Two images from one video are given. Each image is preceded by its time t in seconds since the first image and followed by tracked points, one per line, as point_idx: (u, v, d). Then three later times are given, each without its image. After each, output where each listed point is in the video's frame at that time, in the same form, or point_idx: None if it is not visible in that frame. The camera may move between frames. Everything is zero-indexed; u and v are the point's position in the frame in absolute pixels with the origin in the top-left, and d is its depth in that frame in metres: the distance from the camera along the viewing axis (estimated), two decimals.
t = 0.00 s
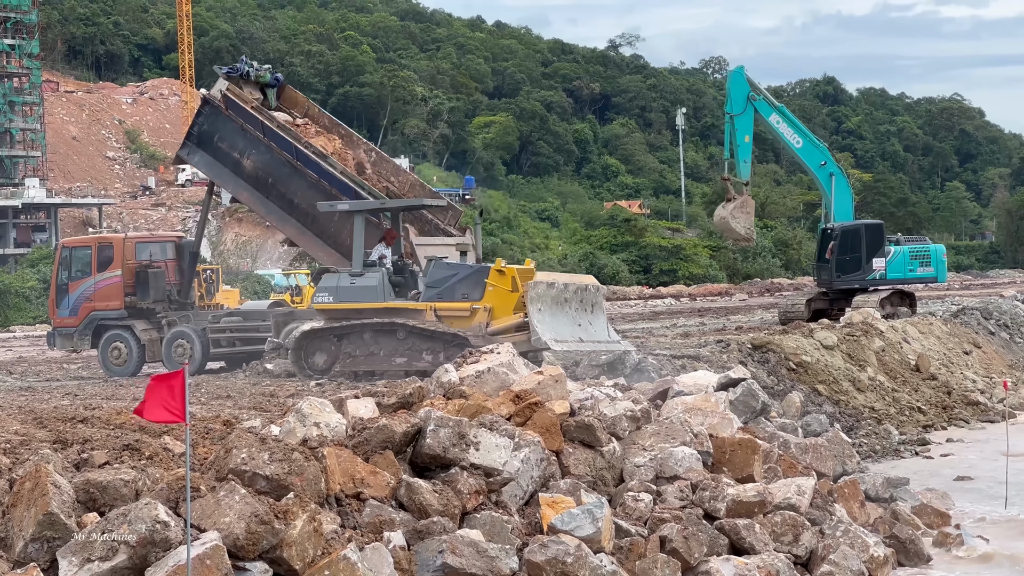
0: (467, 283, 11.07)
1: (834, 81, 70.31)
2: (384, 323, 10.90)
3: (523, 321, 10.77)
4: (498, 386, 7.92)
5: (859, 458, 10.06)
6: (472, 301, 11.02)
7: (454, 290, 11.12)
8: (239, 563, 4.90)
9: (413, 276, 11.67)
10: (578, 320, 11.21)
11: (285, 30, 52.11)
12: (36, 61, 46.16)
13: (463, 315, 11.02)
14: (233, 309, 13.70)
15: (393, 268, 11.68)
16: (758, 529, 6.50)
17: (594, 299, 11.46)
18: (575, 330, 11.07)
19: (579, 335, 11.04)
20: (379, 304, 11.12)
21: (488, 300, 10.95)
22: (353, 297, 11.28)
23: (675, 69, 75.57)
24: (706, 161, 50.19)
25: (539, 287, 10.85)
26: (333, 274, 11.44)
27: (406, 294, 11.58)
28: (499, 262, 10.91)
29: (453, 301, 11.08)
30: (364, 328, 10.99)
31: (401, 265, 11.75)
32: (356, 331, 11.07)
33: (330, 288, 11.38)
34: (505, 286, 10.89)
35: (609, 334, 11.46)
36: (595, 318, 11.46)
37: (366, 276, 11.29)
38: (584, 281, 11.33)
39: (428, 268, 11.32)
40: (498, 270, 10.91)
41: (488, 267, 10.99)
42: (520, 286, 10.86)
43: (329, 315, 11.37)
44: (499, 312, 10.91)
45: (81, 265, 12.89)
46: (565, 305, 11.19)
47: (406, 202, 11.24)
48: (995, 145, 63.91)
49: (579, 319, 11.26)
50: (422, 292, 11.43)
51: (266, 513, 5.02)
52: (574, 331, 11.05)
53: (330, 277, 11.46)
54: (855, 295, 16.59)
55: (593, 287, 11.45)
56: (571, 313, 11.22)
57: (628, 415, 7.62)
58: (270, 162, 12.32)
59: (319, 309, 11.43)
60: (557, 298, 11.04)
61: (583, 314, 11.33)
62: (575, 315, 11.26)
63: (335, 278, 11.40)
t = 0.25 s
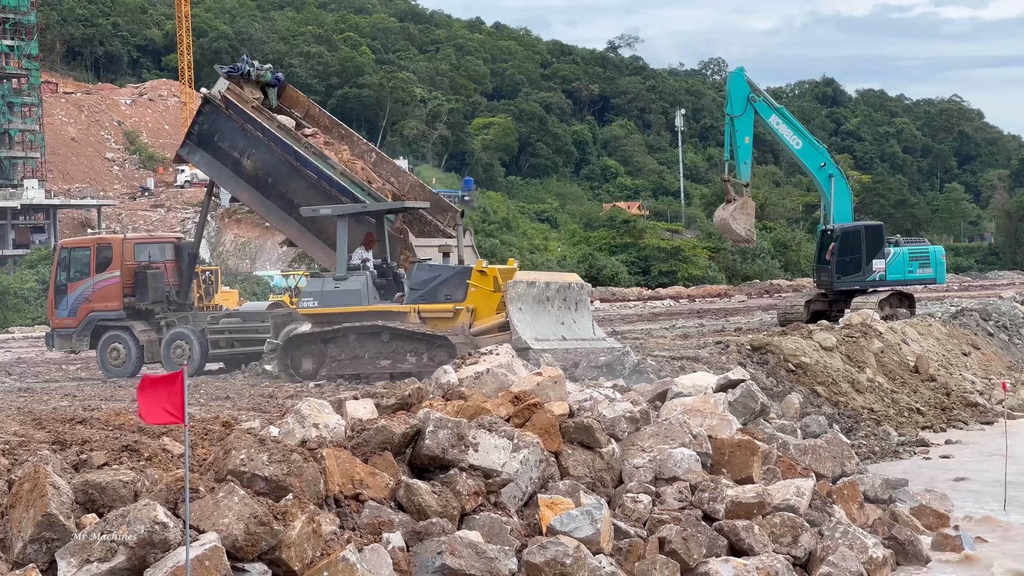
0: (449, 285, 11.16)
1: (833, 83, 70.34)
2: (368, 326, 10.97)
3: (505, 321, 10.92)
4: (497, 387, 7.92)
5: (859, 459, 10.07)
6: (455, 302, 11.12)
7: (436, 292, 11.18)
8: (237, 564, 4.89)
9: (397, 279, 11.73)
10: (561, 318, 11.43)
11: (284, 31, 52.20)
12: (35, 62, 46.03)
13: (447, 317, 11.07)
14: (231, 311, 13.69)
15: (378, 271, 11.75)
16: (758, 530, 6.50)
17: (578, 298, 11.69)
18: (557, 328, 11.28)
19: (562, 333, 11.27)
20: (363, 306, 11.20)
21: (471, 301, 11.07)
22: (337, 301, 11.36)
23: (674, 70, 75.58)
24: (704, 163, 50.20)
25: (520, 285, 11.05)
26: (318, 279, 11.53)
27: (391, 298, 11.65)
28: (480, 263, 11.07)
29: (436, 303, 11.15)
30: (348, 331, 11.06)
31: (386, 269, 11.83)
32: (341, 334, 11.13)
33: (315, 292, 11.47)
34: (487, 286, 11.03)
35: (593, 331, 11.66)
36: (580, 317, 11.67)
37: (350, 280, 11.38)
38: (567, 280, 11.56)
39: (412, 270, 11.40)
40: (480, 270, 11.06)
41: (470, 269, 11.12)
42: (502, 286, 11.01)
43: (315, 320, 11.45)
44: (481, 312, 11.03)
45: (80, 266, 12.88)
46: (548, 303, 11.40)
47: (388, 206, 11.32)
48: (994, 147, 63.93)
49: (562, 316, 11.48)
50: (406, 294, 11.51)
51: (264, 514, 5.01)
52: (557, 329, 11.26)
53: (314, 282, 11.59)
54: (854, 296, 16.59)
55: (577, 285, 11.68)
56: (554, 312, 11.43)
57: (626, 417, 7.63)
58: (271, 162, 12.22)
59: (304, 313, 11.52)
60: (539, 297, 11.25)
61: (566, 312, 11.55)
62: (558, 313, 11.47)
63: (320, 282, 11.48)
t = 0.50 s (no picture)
0: (437, 286, 11.13)
1: (831, 83, 70.39)
2: (356, 327, 10.85)
3: (492, 323, 10.95)
4: (496, 388, 7.92)
5: (857, 460, 10.08)
6: (443, 304, 11.11)
7: (424, 293, 11.15)
8: (236, 564, 4.89)
9: (385, 281, 11.62)
10: (548, 320, 11.45)
11: (283, 32, 52.35)
12: (33, 63, 45.94)
13: (434, 318, 11.07)
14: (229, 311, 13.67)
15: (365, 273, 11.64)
16: (756, 530, 6.49)
17: (565, 300, 11.73)
18: (544, 330, 11.30)
19: (549, 335, 11.27)
20: (351, 308, 11.10)
21: (458, 303, 11.07)
22: (325, 302, 11.24)
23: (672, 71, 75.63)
24: (703, 163, 50.22)
25: (507, 287, 11.07)
26: (305, 280, 11.38)
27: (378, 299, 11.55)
28: (468, 265, 11.09)
29: (424, 305, 11.11)
30: (336, 332, 10.92)
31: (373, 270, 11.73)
32: (328, 336, 10.97)
33: (302, 293, 11.32)
34: (475, 288, 11.03)
35: (580, 333, 11.70)
36: (567, 319, 11.70)
37: (338, 282, 11.26)
38: (554, 282, 11.60)
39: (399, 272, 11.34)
40: (467, 272, 11.07)
41: (458, 271, 11.12)
42: (489, 288, 11.03)
43: (302, 320, 11.29)
44: (469, 314, 11.05)
45: (78, 266, 12.88)
46: (535, 305, 11.42)
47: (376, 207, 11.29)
48: (993, 148, 63.95)
49: (549, 318, 11.49)
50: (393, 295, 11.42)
51: (264, 515, 5.01)
52: (543, 331, 11.29)
53: (302, 283, 11.41)
54: (853, 296, 16.60)
55: (564, 287, 11.71)
56: (541, 314, 11.45)
57: (625, 417, 7.64)
58: (270, 162, 12.17)
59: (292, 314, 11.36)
60: (525, 299, 11.27)
61: (553, 314, 11.57)
62: (545, 315, 11.49)
63: (307, 283, 11.34)
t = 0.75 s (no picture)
0: (422, 288, 11.07)
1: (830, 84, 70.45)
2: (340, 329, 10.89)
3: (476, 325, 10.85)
4: (494, 389, 7.92)
5: (856, 461, 10.09)
6: (427, 305, 11.03)
7: (408, 295, 11.09)
8: (234, 565, 4.88)
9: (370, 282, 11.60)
10: (532, 322, 11.39)
11: (282, 33, 52.50)
12: (33, 63, 45.88)
13: (418, 320, 11.00)
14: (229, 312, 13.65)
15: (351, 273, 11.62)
16: (755, 532, 6.49)
17: (549, 302, 11.69)
18: (528, 332, 11.23)
19: (532, 337, 11.19)
20: (336, 310, 11.09)
21: (442, 305, 10.99)
22: (309, 303, 11.23)
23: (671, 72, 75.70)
24: (702, 164, 50.27)
25: (491, 289, 10.99)
26: (290, 281, 11.39)
27: (364, 299, 11.54)
28: (452, 267, 11.01)
29: (408, 306, 11.06)
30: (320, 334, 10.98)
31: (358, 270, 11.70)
32: (314, 337, 11.06)
33: (288, 294, 11.32)
34: (459, 290, 10.96)
35: (563, 336, 11.67)
36: (550, 321, 11.65)
37: (323, 282, 11.24)
38: (538, 284, 11.56)
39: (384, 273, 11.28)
40: (451, 274, 10.99)
41: (442, 273, 11.05)
42: (473, 290, 10.95)
43: (287, 321, 11.32)
44: (452, 315, 10.95)
45: (77, 266, 12.88)
46: (519, 307, 11.35)
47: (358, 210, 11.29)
48: (992, 149, 63.99)
49: (532, 320, 11.42)
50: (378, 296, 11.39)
51: (263, 515, 5.02)
52: (527, 333, 11.21)
53: (287, 283, 11.42)
54: (851, 297, 16.61)
55: (547, 289, 11.67)
56: (524, 316, 11.38)
57: (624, 418, 7.64)
58: (270, 162, 12.06)
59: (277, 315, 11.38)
60: (509, 301, 11.20)
61: (536, 316, 11.50)
62: (528, 317, 11.42)
63: (292, 284, 11.34)
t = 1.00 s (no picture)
0: (407, 290, 10.98)
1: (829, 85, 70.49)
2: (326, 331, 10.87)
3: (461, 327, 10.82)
4: (494, 390, 7.91)
5: (855, 461, 10.09)
6: (412, 308, 10.97)
7: (394, 297, 10.99)
8: (233, 566, 4.88)
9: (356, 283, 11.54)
10: (517, 325, 11.05)
11: (281, 34, 52.63)
12: (32, 64, 45.88)
13: (404, 322, 10.94)
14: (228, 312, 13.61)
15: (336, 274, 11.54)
16: (754, 532, 6.49)
17: (535, 305, 11.28)
18: (512, 336, 10.92)
19: (517, 340, 10.88)
20: (321, 312, 11.04)
21: (428, 307, 10.94)
22: (295, 304, 11.19)
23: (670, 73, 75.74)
24: (701, 165, 50.30)
25: (473, 293, 10.71)
26: (276, 282, 11.33)
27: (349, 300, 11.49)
28: (438, 269, 10.94)
29: (394, 308, 10.98)
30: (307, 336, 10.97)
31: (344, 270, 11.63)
32: (299, 338, 11.05)
33: (274, 295, 11.27)
34: (445, 293, 10.92)
35: (551, 339, 11.29)
36: (537, 324, 11.28)
37: (309, 284, 11.16)
38: (524, 286, 11.17)
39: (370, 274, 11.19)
40: (438, 277, 10.94)
41: (428, 275, 10.99)
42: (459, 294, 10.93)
43: (273, 322, 11.29)
44: (438, 318, 10.92)
45: (76, 266, 12.88)
46: (503, 310, 11.02)
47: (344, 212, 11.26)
48: (991, 150, 64.02)
49: (518, 323, 11.09)
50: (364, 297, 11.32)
51: (261, 516, 5.01)
52: (511, 337, 10.91)
53: (273, 284, 11.36)
54: (851, 298, 16.61)
55: (535, 292, 11.27)
56: (509, 319, 11.05)
57: (623, 419, 7.64)
58: (270, 162, 12.02)
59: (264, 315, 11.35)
60: (492, 304, 10.89)
61: (522, 319, 11.14)
62: (513, 321, 11.08)
63: (279, 286, 11.28)
